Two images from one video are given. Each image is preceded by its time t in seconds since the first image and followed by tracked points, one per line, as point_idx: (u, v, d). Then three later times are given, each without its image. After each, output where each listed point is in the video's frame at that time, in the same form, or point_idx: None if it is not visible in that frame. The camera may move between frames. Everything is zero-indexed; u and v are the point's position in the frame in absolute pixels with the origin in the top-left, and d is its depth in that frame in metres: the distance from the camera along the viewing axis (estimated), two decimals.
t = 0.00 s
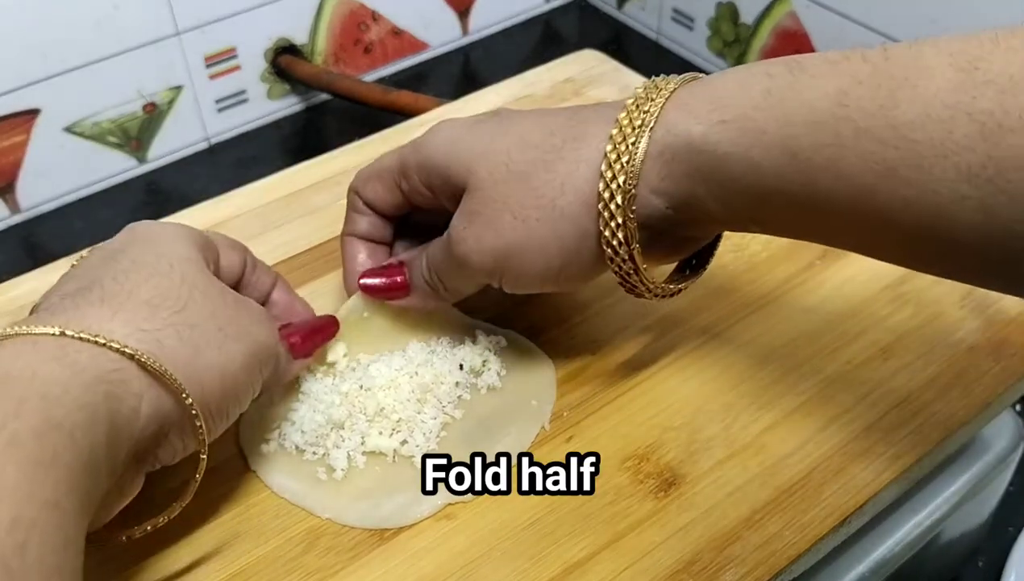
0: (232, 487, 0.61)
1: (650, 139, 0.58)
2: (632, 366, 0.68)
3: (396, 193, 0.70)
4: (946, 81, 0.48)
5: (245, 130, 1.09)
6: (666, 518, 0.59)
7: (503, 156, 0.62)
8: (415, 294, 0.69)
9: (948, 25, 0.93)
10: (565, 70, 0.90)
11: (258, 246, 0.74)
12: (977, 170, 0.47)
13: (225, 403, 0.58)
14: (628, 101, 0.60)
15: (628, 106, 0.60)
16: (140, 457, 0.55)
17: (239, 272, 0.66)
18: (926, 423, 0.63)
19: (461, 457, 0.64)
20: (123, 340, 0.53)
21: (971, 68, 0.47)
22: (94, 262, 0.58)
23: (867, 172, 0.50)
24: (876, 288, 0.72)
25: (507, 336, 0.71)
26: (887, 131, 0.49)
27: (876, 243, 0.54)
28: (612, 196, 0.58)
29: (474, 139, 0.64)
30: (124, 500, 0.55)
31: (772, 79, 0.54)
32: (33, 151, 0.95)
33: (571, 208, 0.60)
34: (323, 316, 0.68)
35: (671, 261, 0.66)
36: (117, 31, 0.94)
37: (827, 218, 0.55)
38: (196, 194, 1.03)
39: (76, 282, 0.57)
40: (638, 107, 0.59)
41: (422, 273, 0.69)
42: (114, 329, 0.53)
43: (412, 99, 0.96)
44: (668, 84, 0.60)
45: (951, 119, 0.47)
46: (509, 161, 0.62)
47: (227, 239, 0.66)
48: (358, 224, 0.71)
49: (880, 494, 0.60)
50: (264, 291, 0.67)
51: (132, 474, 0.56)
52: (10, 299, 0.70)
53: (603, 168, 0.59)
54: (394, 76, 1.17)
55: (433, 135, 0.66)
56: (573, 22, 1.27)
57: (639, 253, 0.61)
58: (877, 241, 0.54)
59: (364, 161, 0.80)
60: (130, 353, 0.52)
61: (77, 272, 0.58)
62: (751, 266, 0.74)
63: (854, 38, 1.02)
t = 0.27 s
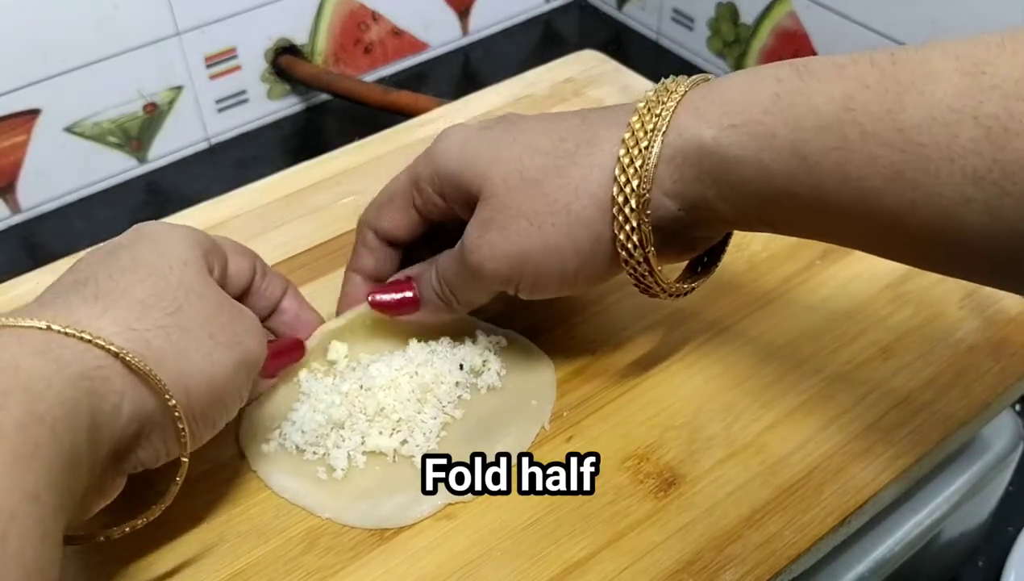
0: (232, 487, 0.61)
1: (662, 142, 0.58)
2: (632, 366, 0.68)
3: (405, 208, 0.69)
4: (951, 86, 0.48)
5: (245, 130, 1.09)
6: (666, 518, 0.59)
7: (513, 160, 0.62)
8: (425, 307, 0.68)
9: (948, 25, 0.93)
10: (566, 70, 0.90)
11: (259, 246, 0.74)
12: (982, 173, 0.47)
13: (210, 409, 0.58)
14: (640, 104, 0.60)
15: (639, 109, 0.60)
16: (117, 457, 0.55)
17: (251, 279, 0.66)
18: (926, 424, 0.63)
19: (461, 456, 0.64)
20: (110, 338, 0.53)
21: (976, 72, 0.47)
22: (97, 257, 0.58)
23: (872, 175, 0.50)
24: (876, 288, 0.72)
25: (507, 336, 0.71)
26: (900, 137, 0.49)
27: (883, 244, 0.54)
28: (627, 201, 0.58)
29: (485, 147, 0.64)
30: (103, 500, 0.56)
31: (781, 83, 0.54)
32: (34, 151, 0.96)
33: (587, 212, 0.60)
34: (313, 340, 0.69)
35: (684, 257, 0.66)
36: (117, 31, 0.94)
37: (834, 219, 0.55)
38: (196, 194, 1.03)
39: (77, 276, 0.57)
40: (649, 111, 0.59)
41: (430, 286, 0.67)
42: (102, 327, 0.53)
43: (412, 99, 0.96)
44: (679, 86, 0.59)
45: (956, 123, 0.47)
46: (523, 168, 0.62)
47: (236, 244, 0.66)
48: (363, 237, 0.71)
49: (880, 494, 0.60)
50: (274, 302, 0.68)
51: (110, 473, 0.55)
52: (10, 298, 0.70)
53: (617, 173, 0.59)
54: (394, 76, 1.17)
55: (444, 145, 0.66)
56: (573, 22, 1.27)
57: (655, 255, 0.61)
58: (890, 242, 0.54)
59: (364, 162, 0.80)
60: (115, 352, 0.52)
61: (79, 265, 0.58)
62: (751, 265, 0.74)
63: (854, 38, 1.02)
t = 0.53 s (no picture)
0: (233, 486, 0.62)
1: (664, 141, 0.58)
2: (632, 366, 0.68)
3: (405, 195, 0.70)
4: (952, 88, 0.48)
5: (246, 131, 1.10)
6: (665, 518, 0.59)
7: (509, 155, 0.64)
8: (420, 286, 0.69)
9: (947, 26, 0.93)
10: (566, 71, 0.90)
11: (260, 246, 0.74)
12: (982, 176, 0.47)
13: (194, 415, 0.58)
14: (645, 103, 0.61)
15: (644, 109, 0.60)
16: (99, 459, 0.55)
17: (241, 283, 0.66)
18: (923, 423, 0.64)
19: (461, 456, 0.64)
20: (96, 339, 0.53)
21: (977, 76, 0.48)
22: (86, 260, 0.58)
23: (871, 175, 0.51)
24: (874, 288, 0.72)
25: (507, 336, 0.71)
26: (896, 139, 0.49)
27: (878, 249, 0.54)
28: (624, 196, 0.59)
29: (485, 141, 0.65)
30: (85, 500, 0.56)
31: (783, 85, 0.55)
32: (36, 152, 0.96)
33: (582, 208, 0.61)
34: (310, 340, 0.68)
35: (679, 270, 0.66)
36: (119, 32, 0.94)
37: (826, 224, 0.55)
38: (197, 195, 1.04)
39: (66, 278, 0.57)
40: (652, 110, 0.59)
41: (428, 264, 0.69)
42: (88, 327, 0.53)
43: (412, 100, 0.96)
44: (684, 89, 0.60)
45: (957, 125, 0.47)
46: (521, 161, 0.63)
47: (229, 247, 0.67)
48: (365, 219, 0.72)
49: (878, 493, 0.61)
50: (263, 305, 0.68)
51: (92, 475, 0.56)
52: (13, 298, 0.70)
53: (615, 169, 0.59)
54: (394, 76, 1.17)
55: (445, 139, 0.68)
56: (573, 23, 1.28)
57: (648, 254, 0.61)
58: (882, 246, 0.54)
59: (365, 162, 0.81)
60: (101, 354, 0.52)
61: (69, 266, 0.58)
62: (749, 266, 0.75)
63: (853, 39, 1.03)
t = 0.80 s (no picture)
0: (233, 486, 0.62)
1: (680, 144, 0.58)
2: (632, 366, 0.68)
3: (412, 190, 0.70)
4: (972, 89, 0.48)
5: (246, 130, 1.10)
6: (666, 518, 0.59)
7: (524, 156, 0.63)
8: (425, 282, 0.69)
9: (947, 26, 0.93)
10: (566, 70, 0.90)
11: (260, 245, 0.74)
12: (1004, 177, 0.47)
13: (201, 415, 0.58)
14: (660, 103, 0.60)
15: (659, 109, 0.60)
16: (108, 465, 0.55)
17: (248, 284, 0.66)
18: (924, 423, 0.63)
19: (461, 456, 0.64)
20: (108, 344, 0.53)
21: (998, 77, 0.47)
22: (93, 259, 0.58)
23: (891, 178, 0.50)
24: (875, 288, 0.72)
25: (507, 336, 0.71)
26: (914, 139, 0.49)
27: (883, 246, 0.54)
28: (639, 199, 0.59)
29: (495, 140, 0.65)
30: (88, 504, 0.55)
31: (800, 86, 0.54)
32: (35, 151, 0.96)
33: (597, 209, 0.60)
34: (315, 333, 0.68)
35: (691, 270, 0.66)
36: (118, 31, 0.94)
37: (832, 220, 0.55)
38: (197, 194, 1.03)
39: (72, 278, 0.56)
40: (668, 111, 0.59)
41: (433, 260, 0.69)
42: (100, 332, 0.53)
43: (412, 100, 0.96)
44: (698, 89, 0.59)
45: (978, 127, 0.47)
46: (535, 160, 0.62)
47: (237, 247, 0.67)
48: (370, 213, 0.72)
49: (879, 493, 0.61)
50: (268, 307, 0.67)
51: (99, 481, 0.55)
52: (12, 298, 0.70)
53: (630, 171, 0.59)
54: (394, 76, 1.17)
55: (455, 134, 0.67)
56: (573, 23, 1.28)
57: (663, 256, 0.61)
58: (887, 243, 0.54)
59: (365, 162, 0.81)
60: (112, 359, 0.52)
61: (76, 266, 0.58)
62: (750, 265, 0.75)
63: (853, 38, 1.03)
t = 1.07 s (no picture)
0: (232, 486, 0.62)
1: (721, 160, 0.57)
2: (633, 366, 0.68)
3: (433, 183, 0.69)
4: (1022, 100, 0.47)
5: (246, 130, 1.10)
6: (666, 518, 0.59)
7: (555, 163, 0.60)
8: (444, 280, 0.69)
9: (948, 26, 0.93)
10: (566, 70, 0.90)
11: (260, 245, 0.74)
12: None
13: (205, 436, 0.56)
14: (695, 115, 0.58)
15: (694, 122, 0.58)
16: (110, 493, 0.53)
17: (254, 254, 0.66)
18: (924, 424, 0.63)
19: (461, 456, 0.64)
20: (116, 385, 0.49)
21: None
22: (89, 252, 0.54)
23: (942, 194, 0.49)
24: (875, 288, 0.72)
25: (507, 335, 0.71)
26: (961, 149, 0.48)
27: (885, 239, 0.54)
28: (681, 217, 0.57)
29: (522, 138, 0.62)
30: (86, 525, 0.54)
31: (842, 98, 0.53)
32: (35, 151, 0.96)
33: (635, 225, 0.59)
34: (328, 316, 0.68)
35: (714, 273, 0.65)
36: (118, 31, 0.94)
37: (840, 222, 0.55)
38: (196, 195, 1.04)
39: (71, 271, 0.52)
40: (706, 124, 0.57)
41: (452, 258, 0.68)
42: (107, 371, 0.49)
43: (411, 100, 0.96)
44: (730, 98, 0.58)
45: None
46: (569, 167, 0.60)
47: (242, 217, 0.65)
48: (386, 205, 0.71)
49: (880, 493, 0.61)
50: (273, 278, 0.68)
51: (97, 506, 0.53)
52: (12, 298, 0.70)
53: (671, 187, 0.57)
54: (394, 76, 1.17)
55: (483, 125, 0.64)
56: (573, 22, 1.28)
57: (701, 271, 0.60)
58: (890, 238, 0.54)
59: (365, 161, 0.81)
60: (121, 403, 0.49)
61: (69, 261, 0.53)
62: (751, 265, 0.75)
63: (854, 38, 1.02)
